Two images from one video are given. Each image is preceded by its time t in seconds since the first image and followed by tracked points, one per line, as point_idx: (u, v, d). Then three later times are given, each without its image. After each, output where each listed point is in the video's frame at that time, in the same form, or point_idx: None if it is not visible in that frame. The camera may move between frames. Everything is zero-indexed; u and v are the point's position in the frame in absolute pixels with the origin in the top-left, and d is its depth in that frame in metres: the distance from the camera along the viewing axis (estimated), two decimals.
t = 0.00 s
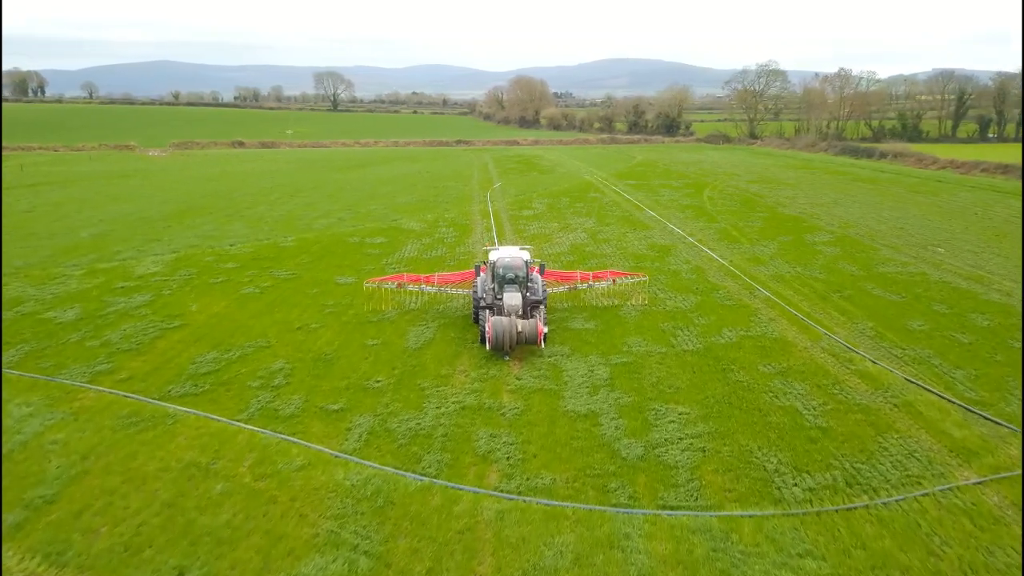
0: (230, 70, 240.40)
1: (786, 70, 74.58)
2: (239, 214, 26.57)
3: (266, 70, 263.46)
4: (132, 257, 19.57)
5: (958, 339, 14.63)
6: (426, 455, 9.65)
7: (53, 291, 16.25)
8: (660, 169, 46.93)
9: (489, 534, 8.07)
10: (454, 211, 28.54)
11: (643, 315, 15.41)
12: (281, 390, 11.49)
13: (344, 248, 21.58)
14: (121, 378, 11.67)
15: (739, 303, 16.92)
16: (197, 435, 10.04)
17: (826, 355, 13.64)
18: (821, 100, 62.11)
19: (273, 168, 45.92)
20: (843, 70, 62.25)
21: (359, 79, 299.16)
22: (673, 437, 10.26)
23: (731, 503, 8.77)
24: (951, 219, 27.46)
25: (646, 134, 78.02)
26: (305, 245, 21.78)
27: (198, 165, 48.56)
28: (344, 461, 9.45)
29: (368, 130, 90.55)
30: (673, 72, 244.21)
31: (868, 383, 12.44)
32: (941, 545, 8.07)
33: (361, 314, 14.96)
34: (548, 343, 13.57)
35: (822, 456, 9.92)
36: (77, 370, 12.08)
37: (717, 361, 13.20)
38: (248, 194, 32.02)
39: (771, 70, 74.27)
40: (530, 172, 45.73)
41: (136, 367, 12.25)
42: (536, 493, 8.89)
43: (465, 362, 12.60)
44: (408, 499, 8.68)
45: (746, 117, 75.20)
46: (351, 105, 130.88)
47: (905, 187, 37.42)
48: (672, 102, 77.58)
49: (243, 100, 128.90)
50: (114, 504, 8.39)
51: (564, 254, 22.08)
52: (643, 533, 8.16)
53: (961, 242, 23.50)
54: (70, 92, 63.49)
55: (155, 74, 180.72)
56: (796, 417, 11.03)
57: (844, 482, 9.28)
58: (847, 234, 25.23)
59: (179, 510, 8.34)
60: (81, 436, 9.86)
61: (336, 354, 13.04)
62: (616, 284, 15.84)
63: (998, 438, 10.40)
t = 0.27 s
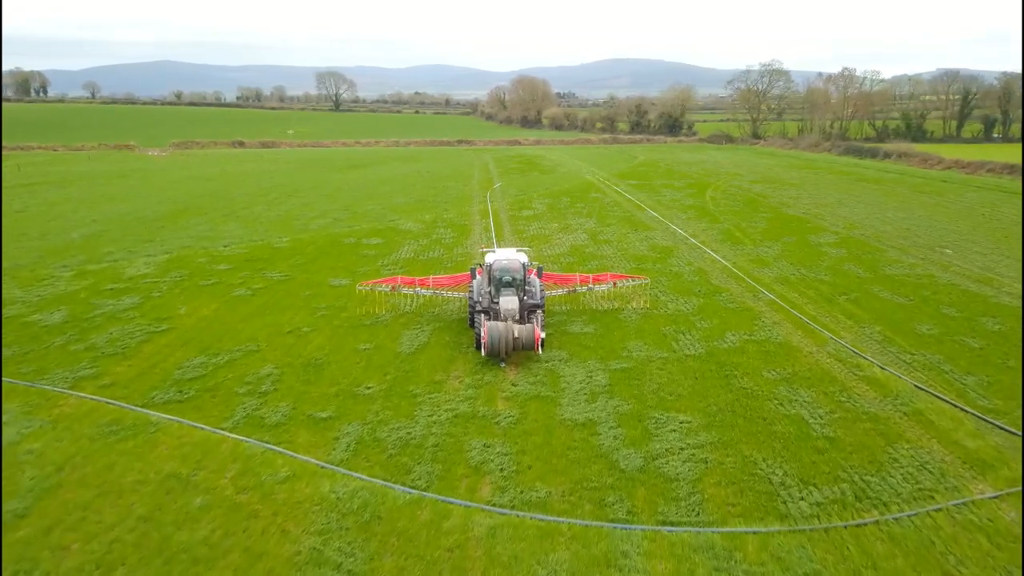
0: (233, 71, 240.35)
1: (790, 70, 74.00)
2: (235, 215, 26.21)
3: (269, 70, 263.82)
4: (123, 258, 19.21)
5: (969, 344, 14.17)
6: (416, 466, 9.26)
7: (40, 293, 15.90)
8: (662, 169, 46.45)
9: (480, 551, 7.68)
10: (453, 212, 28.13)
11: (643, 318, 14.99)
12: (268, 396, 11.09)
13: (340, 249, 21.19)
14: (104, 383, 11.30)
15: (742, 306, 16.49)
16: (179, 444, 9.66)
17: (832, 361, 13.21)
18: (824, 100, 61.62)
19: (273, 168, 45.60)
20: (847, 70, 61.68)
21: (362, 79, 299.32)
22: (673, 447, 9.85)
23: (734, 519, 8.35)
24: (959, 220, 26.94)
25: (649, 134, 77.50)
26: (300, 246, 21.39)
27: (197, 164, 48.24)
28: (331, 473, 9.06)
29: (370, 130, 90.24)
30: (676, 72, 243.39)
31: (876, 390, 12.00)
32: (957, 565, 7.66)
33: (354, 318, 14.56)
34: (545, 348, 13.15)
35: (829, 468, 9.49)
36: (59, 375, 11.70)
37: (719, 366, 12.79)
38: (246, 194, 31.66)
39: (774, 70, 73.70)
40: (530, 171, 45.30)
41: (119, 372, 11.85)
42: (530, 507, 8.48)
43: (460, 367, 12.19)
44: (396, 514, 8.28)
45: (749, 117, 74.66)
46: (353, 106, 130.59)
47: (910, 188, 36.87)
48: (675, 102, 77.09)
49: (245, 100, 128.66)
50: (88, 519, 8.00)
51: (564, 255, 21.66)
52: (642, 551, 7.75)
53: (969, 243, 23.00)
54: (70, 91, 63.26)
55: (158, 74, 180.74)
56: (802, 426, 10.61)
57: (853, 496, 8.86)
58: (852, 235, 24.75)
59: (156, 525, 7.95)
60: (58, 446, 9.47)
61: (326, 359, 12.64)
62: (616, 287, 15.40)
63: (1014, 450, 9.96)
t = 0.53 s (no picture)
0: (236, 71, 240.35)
1: (794, 69, 73.46)
2: (231, 215, 25.86)
3: (272, 70, 263.89)
4: (115, 259, 18.88)
5: (981, 349, 13.70)
6: (405, 479, 8.86)
7: (27, 294, 15.56)
8: (665, 168, 46.00)
9: (469, 571, 7.28)
10: (452, 212, 27.75)
11: (644, 322, 14.57)
12: (255, 404, 10.71)
13: (336, 249, 20.82)
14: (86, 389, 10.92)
15: (746, 309, 16.05)
16: (159, 454, 9.28)
17: (840, 367, 12.77)
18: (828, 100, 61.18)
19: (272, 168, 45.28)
20: (851, 69, 61.16)
21: (365, 79, 299.34)
22: (675, 459, 9.45)
23: (738, 537, 7.94)
24: (968, 220, 26.42)
25: (651, 134, 77.03)
26: (296, 247, 21.01)
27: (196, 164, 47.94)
28: (316, 485, 8.67)
29: (371, 129, 89.93)
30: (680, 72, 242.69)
31: (886, 398, 11.56)
32: None
33: (347, 321, 14.18)
34: (543, 353, 12.75)
35: (838, 481, 9.07)
36: (40, 381, 11.33)
37: (723, 373, 12.36)
38: (243, 194, 31.31)
39: (778, 69, 73.17)
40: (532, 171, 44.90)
41: (103, 378, 11.48)
42: (524, 524, 8.08)
43: (454, 374, 11.79)
44: (383, 531, 7.88)
45: (753, 117, 74.14)
46: (356, 106, 130.35)
47: (916, 188, 36.35)
48: (678, 102, 76.65)
49: (248, 100, 128.45)
50: (59, 535, 7.62)
51: (564, 256, 21.25)
52: (641, 572, 7.34)
53: (978, 245, 22.51)
54: (71, 90, 63.03)
55: (160, 74, 180.73)
56: (810, 437, 10.18)
57: (863, 512, 8.44)
58: (858, 236, 24.29)
59: (131, 543, 7.57)
60: (33, 456, 9.09)
61: (316, 365, 12.26)
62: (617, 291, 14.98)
63: None
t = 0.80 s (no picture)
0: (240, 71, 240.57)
1: (799, 69, 72.91)
2: (228, 215, 25.53)
3: (276, 70, 264.26)
4: (107, 260, 18.55)
5: (996, 356, 13.21)
6: (394, 494, 8.45)
7: (15, 297, 15.23)
8: (669, 168, 45.53)
9: None
10: (452, 212, 27.35)
11: (646, 327, 14.13)
12: (241, 412, 10.32)
13: (333, 251, 20.45)
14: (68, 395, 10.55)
15: (752, 313, 15.59)
16: (139, 466, 8.89)
17: (848, 374, 12.32)
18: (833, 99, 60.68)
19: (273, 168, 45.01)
20: (857, 69, 60.60)
21: (369, 79, 299.44)
22: (678, 473, 9.01)
23: (744, 558, 7.51)
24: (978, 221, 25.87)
25: (655, 134, 76.53)
26: (291, 249, 20.63)
27: (197, 164, 47.68)
28: (300, 501, 8.27)
29: (374, 129, 89.66)
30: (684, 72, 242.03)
31: (898, 408, 11.10)
32: None
33: (339, 326, 13.75)
34: (541, 360, 12.32)
35: (849, 497, 8.63)
36: (20, 387, 10.97)
37: (727, 381, 11.92)
38: (241, 194, 30.97)
39: (784, 69, 72.64)
40: (534, 171, 44.48)
41: (85, 385, 11.11)
42: (518, 543, 7.67)
43: (448, 382, 11.37)
44: (368, 550, 7.47)
45: (757, 117, 73.58)
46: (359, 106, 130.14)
47: (923, 189, 35.79)
48: (682, 101, 76.19)
49: (252, 100, 128.26)
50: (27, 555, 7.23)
51: (564, 258, 20.77)
52: None
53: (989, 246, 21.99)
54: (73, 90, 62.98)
55: (165, 74, 180.85)
56: (819, 450, 9.74)
57: (877, 532, 8.00)
58: (866, 238, 23.79)
59: (102, 563, 7.17)
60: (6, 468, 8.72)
61: (307, 371, 11.87)
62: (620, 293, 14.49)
63: None
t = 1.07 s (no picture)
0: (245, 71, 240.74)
1: (804, 68, 72.22)
2: (225, 215, 25.16)
3: (280, 70, 264.52)
4: (99, 262, 18.20)
5: (1012, 364, 12.69)
6: (381, 511, 8.03)
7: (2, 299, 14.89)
8: (673, 168, 45.01)
9: None
10: (452, 213, 26.93)
11: (649, 332, 13.67)
12: (226, 423, 9.92)
13: (329, 252, 20.06)
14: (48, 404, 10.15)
15: (758, 318, 15.11)
16: (116, 480, 8.49)
17: (858, 383, 11.84)
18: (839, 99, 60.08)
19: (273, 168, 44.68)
20: (863, 68, 59.94)
21: (373, 79, 299.53)
22: (681, 490, 8.57)
23: None
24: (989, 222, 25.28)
25: (659, 134, 75.95)
26: (287, 250, 20.23)
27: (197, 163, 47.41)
28: (283, 518, 7.86)
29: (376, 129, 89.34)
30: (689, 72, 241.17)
31: (911, 419, 10.61)
32: None
33: (331, 331, 13.34)
34: (539, 368, 11.87)
35: (862, 516, 8.17)
36: None
37: (733, 389, 11.45)
38: (240, 194, 30.60)
39: (789, 68, 71.98)
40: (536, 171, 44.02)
41: (66, 392, 10.73)
42: (511, 566, 7.24)
43: (443, 390, 10.94)
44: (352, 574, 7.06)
45: (762, 117, 72.92)
46: (363, 105, 129.87)
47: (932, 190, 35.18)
48: (687, 101, 75.62)
49: (255, 100, 128.15)
50: None
51: (565, 261, 20.25)
52: None
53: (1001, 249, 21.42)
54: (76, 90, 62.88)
55: (169, 74, 180.97)
56: (829, 464, 9.27)
57: (892, 555, 7.54)
58: (874, 240, 23.25)
59: None
60: None
61: (296, 378, 11.45)
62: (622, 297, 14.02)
63: None
